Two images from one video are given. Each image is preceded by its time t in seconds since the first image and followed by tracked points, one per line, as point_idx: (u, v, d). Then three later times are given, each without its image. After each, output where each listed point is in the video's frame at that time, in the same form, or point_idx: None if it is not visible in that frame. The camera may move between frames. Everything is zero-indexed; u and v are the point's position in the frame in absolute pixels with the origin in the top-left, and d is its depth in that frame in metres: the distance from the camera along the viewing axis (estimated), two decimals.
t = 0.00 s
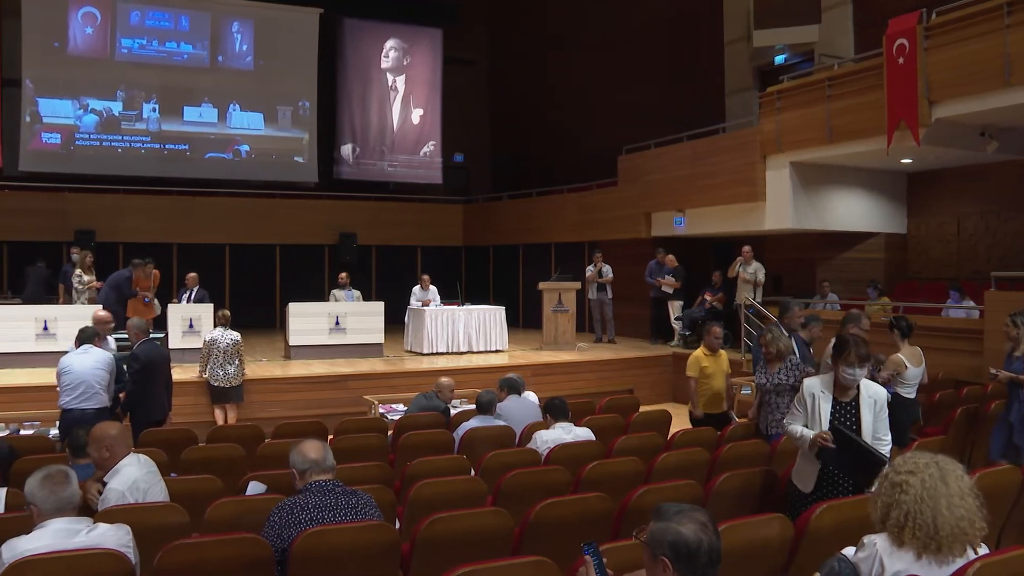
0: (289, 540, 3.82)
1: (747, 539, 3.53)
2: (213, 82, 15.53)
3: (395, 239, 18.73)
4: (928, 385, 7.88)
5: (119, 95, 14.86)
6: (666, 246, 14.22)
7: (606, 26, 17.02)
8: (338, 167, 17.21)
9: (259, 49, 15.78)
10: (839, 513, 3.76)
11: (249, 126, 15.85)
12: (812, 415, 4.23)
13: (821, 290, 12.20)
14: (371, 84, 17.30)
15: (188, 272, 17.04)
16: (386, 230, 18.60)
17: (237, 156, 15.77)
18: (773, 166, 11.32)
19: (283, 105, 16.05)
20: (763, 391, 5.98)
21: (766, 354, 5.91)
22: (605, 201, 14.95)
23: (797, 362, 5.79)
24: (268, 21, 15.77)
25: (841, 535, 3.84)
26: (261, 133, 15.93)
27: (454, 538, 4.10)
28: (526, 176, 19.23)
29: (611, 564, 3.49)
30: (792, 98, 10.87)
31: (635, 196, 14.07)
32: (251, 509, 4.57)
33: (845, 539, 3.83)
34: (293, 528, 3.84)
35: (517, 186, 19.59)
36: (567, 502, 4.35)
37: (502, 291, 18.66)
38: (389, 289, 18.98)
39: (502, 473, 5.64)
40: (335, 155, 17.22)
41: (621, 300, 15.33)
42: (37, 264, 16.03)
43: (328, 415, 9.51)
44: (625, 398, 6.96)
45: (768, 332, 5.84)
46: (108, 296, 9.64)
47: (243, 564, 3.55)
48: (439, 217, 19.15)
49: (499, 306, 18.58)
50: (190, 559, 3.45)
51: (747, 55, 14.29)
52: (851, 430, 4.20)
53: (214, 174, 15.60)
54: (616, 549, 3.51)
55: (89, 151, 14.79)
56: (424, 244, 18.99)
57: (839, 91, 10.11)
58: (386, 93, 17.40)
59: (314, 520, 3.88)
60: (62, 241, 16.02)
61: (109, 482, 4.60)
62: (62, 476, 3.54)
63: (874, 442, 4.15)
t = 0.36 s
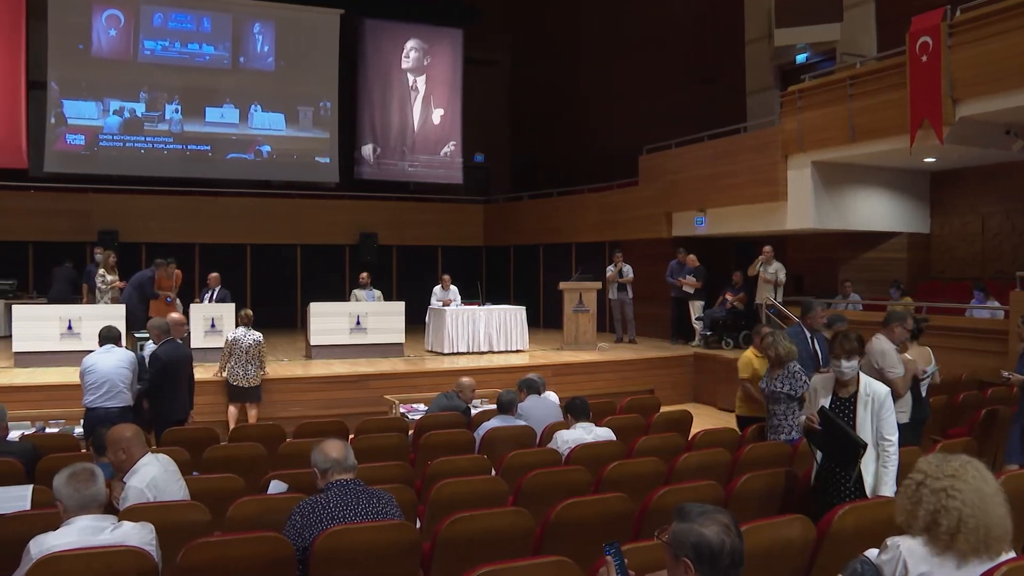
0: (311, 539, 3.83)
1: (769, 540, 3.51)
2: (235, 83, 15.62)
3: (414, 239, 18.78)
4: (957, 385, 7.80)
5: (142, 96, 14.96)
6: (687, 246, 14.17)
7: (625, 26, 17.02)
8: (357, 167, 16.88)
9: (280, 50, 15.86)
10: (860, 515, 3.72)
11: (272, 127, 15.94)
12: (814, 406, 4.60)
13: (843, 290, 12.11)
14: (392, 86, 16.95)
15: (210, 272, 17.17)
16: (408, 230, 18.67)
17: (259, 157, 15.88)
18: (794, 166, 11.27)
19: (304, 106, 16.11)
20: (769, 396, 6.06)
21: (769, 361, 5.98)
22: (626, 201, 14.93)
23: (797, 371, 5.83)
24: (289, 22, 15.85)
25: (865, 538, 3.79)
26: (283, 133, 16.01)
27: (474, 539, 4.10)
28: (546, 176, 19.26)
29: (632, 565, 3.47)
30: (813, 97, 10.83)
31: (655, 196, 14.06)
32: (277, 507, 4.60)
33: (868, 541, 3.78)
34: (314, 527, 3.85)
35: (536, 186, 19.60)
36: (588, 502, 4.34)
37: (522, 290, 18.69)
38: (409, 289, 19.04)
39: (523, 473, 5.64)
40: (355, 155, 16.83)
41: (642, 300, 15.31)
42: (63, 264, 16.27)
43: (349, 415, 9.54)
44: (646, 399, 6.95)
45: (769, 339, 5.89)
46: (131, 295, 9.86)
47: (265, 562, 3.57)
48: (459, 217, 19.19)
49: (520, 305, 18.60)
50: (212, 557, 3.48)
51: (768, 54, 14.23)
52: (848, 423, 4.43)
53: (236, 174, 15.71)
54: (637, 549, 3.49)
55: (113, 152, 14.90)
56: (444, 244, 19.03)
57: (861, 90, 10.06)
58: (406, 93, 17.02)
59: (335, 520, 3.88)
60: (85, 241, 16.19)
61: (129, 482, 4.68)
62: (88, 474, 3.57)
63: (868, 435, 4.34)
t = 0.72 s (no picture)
0: (333, 538, 3.83)
1: (790, 541, 3.49)
2: (256, 84, 15.69)
3: (435, 239, 18.81)
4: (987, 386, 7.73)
5: (165, 97, 15.07)
6: (709, 246, 14.13)
7: (645, 26, 17.00)
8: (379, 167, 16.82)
9: (302, 51, 15.89)
10: (883, 518, 3.66)
11: (293, 127, 16.00)
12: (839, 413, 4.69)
13: (866, 290, 12.02)
14: (413, 87, 16.88)
15: (232, 272, 17.30)
16: (429, 231, 18.70)
17: (280, 157, 15.95)
18: (817, 165, 11.21)
19: (326, 107, 16.16)
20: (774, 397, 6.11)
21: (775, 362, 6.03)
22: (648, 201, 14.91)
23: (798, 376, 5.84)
24: (310, 23, 15.89)
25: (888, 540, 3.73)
26: (304, 134, 16.06)
27: (495, 539, 4.09)
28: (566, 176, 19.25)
29: (655, 565, 3.46)
30: (835, 96, 10.79)
31: (676, 196, 14.04)
32: (300, 506, 4.62)
33: (892, 545, 3.71)
34: (336, 526, 3.86)
35: (557, 187, 19.60)
36: (608, 503, 4.32)
37: (543, 291, 18.71)
38: (430, 289, 19.08)
39: (544, 473, 5.63)
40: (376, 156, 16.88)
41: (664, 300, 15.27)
42: (87, 264, 16.48)
43: (370, 415, 9.57)
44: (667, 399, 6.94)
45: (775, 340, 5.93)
46: (155, 295, 9.95)
47: (287, 561, 3.59)
48: (479, 217, 19.21)
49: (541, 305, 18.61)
50: (236, 555, 3.52)
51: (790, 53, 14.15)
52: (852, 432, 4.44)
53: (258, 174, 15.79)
54: (659, 549, 3.49)
55: (136, 153, 15.02)
56: (465, 244, 19.06)
57: (884, 89, 10.00)
58: (427, 93, 17.01)
59: (357, 519, 3.89)
60: (108, 241, 16.36)
61: (152, 480, 4.72)
62: (111, 472, 3.60)
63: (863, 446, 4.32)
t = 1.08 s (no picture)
0: (354, 537, 3.83)
1: (809, 543, 3.46)
2: (279, 85, 15.76)
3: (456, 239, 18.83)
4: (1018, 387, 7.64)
5: (187, 98, 15.19)
6: (730, 246, 14.08)
7: (666, 25, 16.98)
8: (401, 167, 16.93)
9: (323, 51, 15.94)
10: (907, 521, 3.58)
11: (315, 128, 16.05)
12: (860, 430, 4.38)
13: (889, 290, 11.91)
14: (434, 87, 16.91)
15: (254, 272, 17.42)
16: (450, 230, 18.71)
17: (302, 157, 16.01)
18: (839, 165, 11.15)
19: (347, 107, 16.19)
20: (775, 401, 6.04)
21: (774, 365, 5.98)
22: (669, 201, 14.89)
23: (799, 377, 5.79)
24: (331, 24, 15.95)
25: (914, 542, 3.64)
26: (326, 134, 16.11)
27: (516, 538, 4.09)
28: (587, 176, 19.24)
29: (676, 566, 3.45)
30: (857, 95, 10.73)
31: (698, 196, 14.01)
32: (322, 505, 4.64)
33: (917, 548, 3.62)
34: (358, 525, 3.85)
35: (577, 187, 19.59)
36: (629, 503, 4.31)
37: (564, 291, 18.71)
38: (452, 289, 19.12)
39: (565, 473, 5.62)
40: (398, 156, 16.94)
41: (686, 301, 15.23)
42: (111, 263, 16.69)
43: (392, 414, 9.59)
44: (689, 399, 6.90)
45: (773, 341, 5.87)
46: (177, 295, 9.77)
47: (308, 557, 3.62)
48: (501, 217, 19.24)
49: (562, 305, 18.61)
50: (260, 551, 3.55)
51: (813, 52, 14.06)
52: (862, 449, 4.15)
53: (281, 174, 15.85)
54: (680, 550, 3.48)
55: (160, 154, 15.15)
56: (487, 244, 19.09)
57: (908, 87, 9.91)
58: (448, 93, 16.99)
59: (378, 518, 3.88)
60: (132, 241, 16.53)
61: (175, 478, 4.74)
62: (135, 471, 3.63)
63: (867, 465, 4.03)
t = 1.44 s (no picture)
0: (375, 537, 3.84)
1: (832, 546, 3.41)
2: (300, 86, 15.81)
3: (478, 238, 18.83)
4: None
5: (209, 99, 15.30)
6: (749, 245, 14.02)
7: (684, 24, 16.97)
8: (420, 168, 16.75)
9: (344, 51, 15.97)
10: (931, 522, 3.55)
11: (335, 129, 16.05)
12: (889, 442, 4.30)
13: (911, 290, 11.81)
14: (454, 86, 16.94)
15: (275, 271, 17.53)
16: (471, 229, 18.70)
17: (323, 158, 16.00)
18: (860, 164, 11.12)
19: (367, 107, 16.17)
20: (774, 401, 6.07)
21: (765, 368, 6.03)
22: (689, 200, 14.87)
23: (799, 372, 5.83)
24: (352, 25, 15.97)
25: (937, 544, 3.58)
26: (347, 134, 16.10)
27: (536, 539, 4.09)
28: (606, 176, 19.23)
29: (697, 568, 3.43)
30: (880, 93, 10.67)
31: (718, 195, 13.97)
32: (342, 503, 4.65)
33: (940, 549, 3.57)
34: (378, 525, 3.86)
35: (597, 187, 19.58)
36: (649, 503, 4.29)
37: (585, 291, 18.69)
38: (473, 289, 19.14)
39: (585, 473, 5.61)
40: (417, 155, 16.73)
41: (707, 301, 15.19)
42: (133, 263, 16.86)
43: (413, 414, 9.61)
44: (708, 400, 6.88)
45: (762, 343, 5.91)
46: (198, 293, 9.81)
47: (328, 556, 3.63)
48: (522, 217, 19.23)
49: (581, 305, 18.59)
50: (280, 550, 3.57)
51: (834, 51, 13.98)
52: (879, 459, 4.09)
53: (302, 174, 15.89)
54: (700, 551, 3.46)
55: (182, 155, 15.25)
56: (508, 244, 19.09)
57: (931, 85, 9.85)
58: (469, 93, 17.01)
59: (398, 518, 3.89)
60: (155, 241, 16.69)
61: (198, 476, 4.77)
62: (158, 470, 3.66)
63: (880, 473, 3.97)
